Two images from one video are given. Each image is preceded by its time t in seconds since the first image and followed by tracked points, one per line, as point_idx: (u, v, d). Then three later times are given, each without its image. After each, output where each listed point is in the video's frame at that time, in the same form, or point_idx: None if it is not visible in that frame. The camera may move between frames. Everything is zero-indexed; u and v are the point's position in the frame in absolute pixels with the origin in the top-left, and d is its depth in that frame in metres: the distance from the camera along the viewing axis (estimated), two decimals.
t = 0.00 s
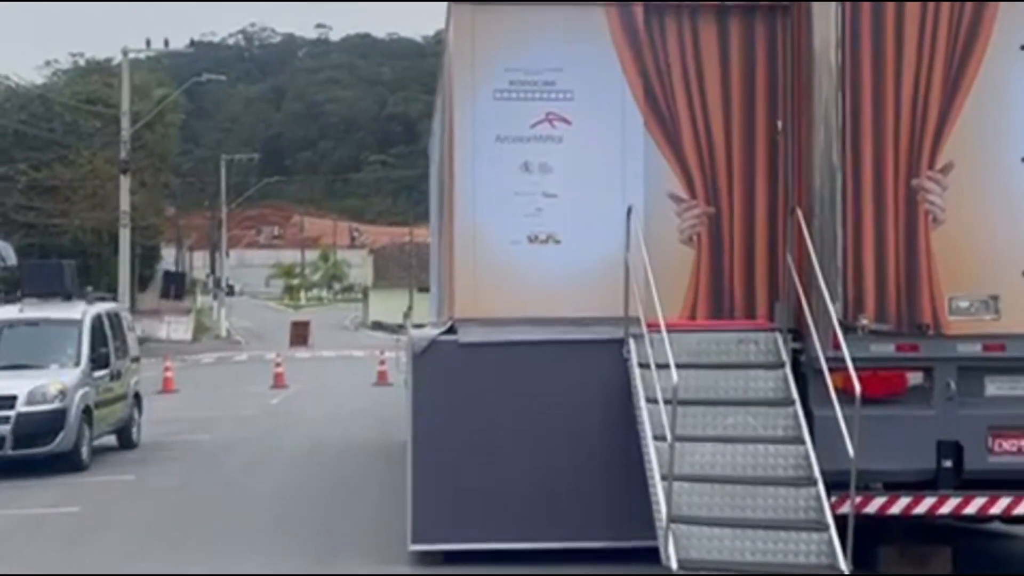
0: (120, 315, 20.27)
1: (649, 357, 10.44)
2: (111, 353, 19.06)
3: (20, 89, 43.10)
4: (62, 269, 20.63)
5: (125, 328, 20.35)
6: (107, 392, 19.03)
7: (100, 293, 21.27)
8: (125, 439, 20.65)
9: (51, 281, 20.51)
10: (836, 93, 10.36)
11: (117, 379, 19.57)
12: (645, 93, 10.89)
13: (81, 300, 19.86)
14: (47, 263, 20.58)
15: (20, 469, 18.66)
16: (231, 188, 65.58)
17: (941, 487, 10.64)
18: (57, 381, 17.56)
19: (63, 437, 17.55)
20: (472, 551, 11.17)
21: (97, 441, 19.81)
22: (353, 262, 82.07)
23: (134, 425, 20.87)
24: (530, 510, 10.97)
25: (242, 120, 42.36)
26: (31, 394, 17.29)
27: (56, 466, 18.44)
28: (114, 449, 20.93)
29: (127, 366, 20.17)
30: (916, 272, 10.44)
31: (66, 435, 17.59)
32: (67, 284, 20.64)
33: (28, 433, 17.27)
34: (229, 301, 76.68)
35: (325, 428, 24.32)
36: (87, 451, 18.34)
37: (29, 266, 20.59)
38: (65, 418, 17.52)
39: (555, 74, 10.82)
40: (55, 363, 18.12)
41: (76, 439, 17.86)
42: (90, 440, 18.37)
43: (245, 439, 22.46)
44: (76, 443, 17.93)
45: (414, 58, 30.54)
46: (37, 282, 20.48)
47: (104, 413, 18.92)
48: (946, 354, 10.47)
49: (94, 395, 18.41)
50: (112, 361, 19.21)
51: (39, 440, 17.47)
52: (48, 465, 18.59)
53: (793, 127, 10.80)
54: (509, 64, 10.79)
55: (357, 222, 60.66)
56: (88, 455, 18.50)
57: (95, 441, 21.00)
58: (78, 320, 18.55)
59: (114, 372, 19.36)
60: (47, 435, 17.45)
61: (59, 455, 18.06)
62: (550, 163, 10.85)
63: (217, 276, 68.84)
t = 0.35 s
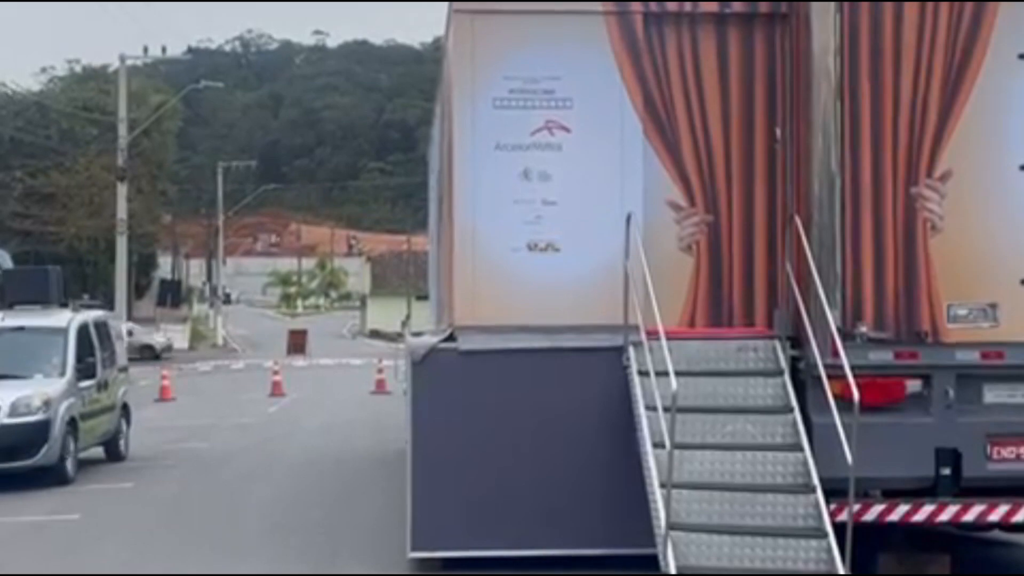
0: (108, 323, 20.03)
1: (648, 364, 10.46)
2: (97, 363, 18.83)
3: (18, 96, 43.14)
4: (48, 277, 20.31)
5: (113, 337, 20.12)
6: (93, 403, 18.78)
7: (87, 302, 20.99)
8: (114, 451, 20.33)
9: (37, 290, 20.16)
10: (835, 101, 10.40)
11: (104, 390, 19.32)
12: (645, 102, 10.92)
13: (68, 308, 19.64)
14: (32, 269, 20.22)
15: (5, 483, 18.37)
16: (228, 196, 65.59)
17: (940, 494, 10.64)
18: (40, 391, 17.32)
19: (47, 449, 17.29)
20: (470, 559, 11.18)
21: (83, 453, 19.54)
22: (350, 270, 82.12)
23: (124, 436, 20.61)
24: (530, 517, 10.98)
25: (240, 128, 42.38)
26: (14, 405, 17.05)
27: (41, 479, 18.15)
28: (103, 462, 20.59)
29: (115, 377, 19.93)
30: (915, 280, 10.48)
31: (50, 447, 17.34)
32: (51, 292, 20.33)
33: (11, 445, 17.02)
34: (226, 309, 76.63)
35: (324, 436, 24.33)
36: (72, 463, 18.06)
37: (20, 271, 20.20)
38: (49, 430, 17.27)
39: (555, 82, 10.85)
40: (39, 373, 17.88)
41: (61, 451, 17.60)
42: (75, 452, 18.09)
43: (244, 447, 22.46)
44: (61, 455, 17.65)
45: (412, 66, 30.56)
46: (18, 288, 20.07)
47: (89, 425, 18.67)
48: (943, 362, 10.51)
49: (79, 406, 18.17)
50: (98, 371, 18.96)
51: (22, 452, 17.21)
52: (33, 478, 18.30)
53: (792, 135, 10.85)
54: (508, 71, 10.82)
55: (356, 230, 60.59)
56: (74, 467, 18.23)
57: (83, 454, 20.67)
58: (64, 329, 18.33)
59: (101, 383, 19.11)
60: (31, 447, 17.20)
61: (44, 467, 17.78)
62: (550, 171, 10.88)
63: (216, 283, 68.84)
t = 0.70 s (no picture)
0: (112, 325, 19.60)
1: (658, 367, 10.59)
2: (100, 366, 18.38)
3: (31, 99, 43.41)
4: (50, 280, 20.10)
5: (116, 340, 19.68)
6: (95, 407, 18.33)
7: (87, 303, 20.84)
8: (116, 457, 19.90)
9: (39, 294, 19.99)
10: (843, 105, 10.51)
11: (106, 394, 18.86)
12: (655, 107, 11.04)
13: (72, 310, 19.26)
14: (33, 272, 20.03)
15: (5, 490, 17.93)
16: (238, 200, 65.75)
17: (946, 496, 10.74)
18: (41, 395, 16.87)
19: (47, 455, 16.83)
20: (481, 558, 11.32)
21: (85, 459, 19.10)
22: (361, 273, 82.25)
23: (127, 441, 20.17)
24: (540, 517, 11.11)
25: (251, 131, 42.60)
26: (14, 410, 16.60)
27: (41, 486, 17.69)
28: (106, 468, 20.17)
29: (118, 380, 19.48)
30: (922, 283, 10.60)
31: (51, 453, 16.88)
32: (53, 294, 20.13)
33: (11, 451, 16.57)
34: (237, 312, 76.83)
35: (335, 437, 24.45)
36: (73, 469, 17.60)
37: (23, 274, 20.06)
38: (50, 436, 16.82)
39: (566, 88, 10.98)
40: (40, 377, 17.44)
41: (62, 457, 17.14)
42: (77, 459, 17.64)
43: (255, 448, 22.61)
44: (62, 461, 17.19)
45: (422, 69, 30.67)
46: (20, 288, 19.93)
47: (92, 430, 18.23)
48: (950, 364, 10.61)
49: (81, 410, 17.71)
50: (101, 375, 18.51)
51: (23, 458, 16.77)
52: (33, 485, 17.84)
53: (800, 140, 10.98)
54: (519, 78, 10.95)
55: (366, 233, 60.83)
56: (75, 474, 17.77)
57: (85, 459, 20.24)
58: (67, 331, 17.88)
59: (104, 386, 18.67)
60: (31, 453, 16.73)
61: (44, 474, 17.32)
62: (561, 176, 11.01)
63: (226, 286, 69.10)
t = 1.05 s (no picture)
0: (125, 324, 19.30)
1: (678, 365, 10.64)
2: (112, 367, 18.09)
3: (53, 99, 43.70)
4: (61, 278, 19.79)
5: (129, 340, 19.38)
6: (107, 408, 18.07)
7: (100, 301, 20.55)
8: (130, 459, 19.62)
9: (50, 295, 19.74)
10: (863, 104, 10.53)
11: (120, 395, 18.59)
12: (675, 107, 11.09)
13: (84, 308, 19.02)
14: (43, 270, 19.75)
15: (17, 494, 17.68)
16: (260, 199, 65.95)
17: (967, 494, 10.75)
18: (50, 396, 16.61)
19: (57, 458, 16.58)
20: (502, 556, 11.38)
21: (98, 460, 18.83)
22: (382, 271, 82.33)
23: (141, 443, 19.90)
24: (560, 515, 11.17)
25: (273, 131, 42.78)
26: (22, 411, 16.35)
27: (52, 489, 17.44)
28: (120, 470, 19.90)
29: (132, 380, 19.19)
30: (942, 281, 10.60)
31: (61, 455, 16.63)
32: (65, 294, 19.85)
33: (20, 453, 16.33)
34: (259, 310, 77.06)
35: (357, 436, 24.56)
36: (85, 472, 17.34)
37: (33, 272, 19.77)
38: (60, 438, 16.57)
39: (586, 87, 11.03)
40: (50, 378, 17.18)
41: (73, 459, 16.88)
42: (89, 461, 17.37)
43: (278, 446, 22.75)
44: (73, 463, 16.93)
45: (443, 69, 30.71)
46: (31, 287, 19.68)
47: (103, 432, 17.95)
48: (971, 362, 10.63)
49: (93, 411, 17.45)
50: (113, 375, 18.23)
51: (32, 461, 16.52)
52: (45, 488, 17.59)
53: (820, 138, 11.00)
54: (540, 78, 11.02)
55: (387, 232, 61.00)
56: (87, 477, 17.52)
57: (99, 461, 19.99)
58: (77, 330, 17.61)
59: (116, 387, 18.40)
60: (40, 456, 16.49)
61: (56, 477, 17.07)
62: (581, 175, 11.06)
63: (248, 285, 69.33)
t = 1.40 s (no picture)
0: (147, 321, 18.43)
1: (708, 360, 10.60)
2: (133, 364, 17.21)
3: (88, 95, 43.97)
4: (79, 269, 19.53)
5: (152, 337, 18.54)
6: (128, 407, 17.21)
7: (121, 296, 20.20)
8: (153, 459, 18.81)
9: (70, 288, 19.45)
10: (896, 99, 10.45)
11: (143, 393, 17.77)
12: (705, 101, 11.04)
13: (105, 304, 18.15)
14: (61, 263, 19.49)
15: (33, 496, 16.87)
16: (294, 196, 66.19)
17: (1001, 490, 10.62)
18: (68, 394, 15.75)
19: (76, 458, 15.75)
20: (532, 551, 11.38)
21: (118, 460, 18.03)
22: (416, 267, 82.44)
23: (163, 443, 19.08)
24: (590, 510, 11.15)
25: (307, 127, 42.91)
26: (40, 410, 15.52)
27: (70, 491, 16.61)
28: (142, 470, 19.13)
29: (156, 378, 18.38)
30: (974, 277, 10.53)
31: (80, 456, 15.79)
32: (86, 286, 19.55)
33: (37, 454, 15.51)
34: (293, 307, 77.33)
35: (390, 431, 24.62)
36: (105, 472, 16.52)
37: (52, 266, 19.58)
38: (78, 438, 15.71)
39: (616, 83, 10.99)
40: (69, 375, 16.34)
41: (93, 460, 16.05)
42: (109, 461, 16.55)
43: (311, 442, 22.83)
44: (93, 464, 16.09)
45: (476, 64, 30.68)
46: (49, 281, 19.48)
47: (124, 432, 17.08)
48: (1004, 357, 10.54)
49: (114, 410, 16.63)
50: (136, 372, 17.41)
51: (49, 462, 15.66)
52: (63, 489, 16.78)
53: (852, 133, 10.93)
54: (569, 73, 10.98)
55: (421, 227, 61.09)
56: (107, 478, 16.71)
57: (120, 461, 19.20)
58: (98, 327, 16.75)
59: (138, 386, 17.52)
60: (58, 456, 15.66)
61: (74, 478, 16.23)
62: (611, 171, 11.02)
63: (282, 281, 69.59)
